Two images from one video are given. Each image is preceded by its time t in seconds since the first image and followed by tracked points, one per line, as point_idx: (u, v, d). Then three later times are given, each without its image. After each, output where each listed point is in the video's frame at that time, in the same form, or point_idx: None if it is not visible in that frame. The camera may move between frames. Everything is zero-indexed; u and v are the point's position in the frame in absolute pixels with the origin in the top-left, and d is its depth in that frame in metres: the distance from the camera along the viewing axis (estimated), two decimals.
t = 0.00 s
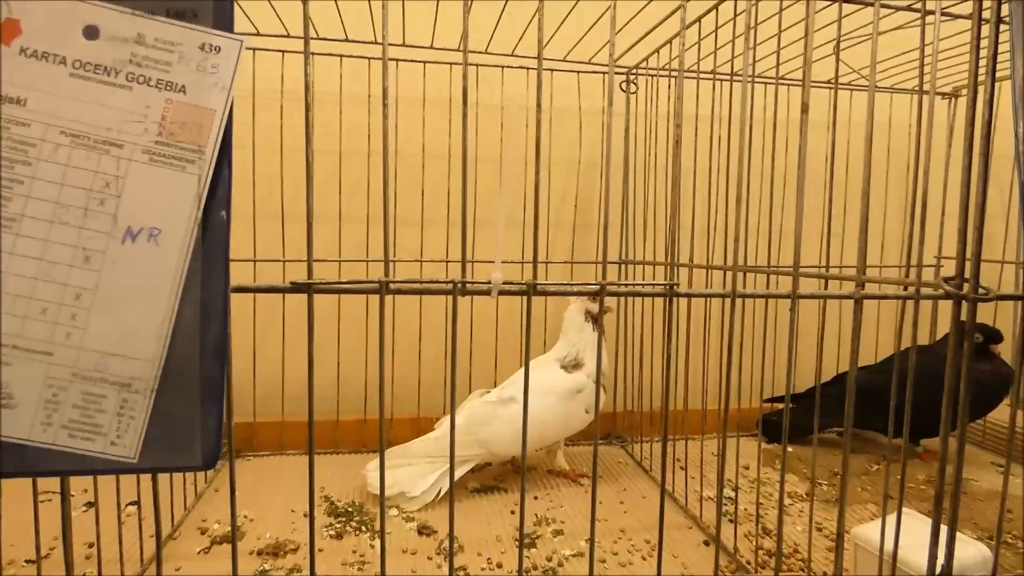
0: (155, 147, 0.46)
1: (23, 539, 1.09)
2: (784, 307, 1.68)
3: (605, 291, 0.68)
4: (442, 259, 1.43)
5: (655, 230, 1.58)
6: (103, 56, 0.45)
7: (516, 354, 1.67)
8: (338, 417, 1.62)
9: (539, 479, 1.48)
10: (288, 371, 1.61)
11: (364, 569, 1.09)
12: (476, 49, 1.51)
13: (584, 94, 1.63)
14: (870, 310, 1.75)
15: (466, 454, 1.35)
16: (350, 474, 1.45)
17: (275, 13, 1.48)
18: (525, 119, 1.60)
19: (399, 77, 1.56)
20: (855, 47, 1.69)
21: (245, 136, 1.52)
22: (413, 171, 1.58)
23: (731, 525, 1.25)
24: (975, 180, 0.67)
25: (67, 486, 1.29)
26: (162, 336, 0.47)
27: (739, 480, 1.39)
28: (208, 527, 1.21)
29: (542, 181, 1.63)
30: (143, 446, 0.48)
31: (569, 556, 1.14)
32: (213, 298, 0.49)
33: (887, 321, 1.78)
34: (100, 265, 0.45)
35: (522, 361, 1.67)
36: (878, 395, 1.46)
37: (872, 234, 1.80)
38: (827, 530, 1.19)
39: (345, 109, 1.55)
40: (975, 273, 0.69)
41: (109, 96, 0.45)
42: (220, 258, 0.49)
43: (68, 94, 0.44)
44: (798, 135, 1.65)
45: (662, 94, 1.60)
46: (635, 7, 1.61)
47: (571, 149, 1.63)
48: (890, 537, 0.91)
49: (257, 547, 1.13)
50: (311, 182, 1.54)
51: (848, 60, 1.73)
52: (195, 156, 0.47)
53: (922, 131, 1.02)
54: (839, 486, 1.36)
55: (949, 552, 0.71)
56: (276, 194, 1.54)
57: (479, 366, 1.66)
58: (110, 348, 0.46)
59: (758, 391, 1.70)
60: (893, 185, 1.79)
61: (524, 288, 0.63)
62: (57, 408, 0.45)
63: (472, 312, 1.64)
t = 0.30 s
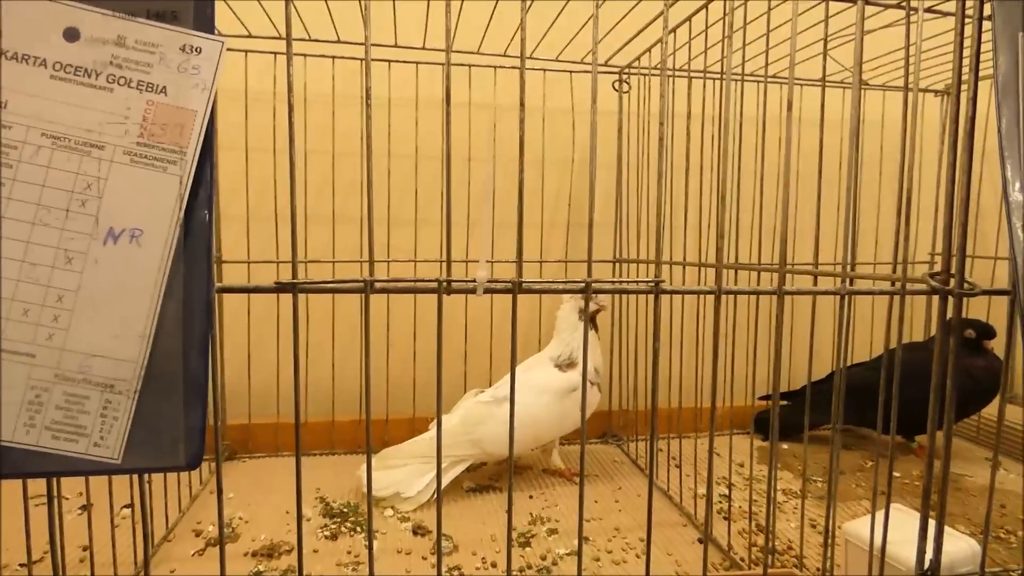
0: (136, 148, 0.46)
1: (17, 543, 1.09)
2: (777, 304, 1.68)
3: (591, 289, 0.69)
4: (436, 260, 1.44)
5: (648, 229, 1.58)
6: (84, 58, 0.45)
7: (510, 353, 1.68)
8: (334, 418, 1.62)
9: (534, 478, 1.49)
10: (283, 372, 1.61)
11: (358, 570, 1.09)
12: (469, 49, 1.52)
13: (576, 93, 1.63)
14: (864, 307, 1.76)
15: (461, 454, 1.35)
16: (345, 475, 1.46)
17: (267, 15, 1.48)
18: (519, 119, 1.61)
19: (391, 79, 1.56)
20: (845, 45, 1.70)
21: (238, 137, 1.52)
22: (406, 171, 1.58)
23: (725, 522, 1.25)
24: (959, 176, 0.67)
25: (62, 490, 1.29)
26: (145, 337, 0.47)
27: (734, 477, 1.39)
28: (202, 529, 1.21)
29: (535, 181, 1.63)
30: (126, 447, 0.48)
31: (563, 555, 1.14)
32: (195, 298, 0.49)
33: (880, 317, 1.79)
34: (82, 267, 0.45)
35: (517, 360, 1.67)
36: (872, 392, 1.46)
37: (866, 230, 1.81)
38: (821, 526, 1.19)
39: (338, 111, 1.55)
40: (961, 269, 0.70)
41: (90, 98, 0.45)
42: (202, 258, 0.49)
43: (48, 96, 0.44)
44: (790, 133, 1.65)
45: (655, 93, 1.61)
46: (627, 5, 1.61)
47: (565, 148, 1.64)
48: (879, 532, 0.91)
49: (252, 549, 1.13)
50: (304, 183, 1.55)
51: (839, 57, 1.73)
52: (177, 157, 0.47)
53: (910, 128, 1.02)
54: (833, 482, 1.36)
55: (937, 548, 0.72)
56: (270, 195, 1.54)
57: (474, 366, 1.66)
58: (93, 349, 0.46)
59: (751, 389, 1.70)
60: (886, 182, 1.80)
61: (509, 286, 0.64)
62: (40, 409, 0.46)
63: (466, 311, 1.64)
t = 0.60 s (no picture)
0: (125, 142, 0.45)
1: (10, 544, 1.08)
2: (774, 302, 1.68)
3: (586, 285, 0.68)
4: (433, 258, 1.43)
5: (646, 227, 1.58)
6: (71, 50, 0.44)
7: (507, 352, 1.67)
8: (331, 417, 1.62)
9: (532, 477, 1.48)
10: (279, 371, 1.61)
11: (354, 569, 1.08)
12: (466, 47, 1.51)
13: (573, 91, 1.63)
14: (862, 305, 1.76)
15: (458, 453, 1.34)
16: (341, 474, 1.45)
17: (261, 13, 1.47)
18: (515, 117, 1.60)
19: (387, 77, 1.55)
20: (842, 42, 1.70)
21: (234, 135, 1.51)
22: (403, 170, 1.58)
23: (722, 521, 1.24)
24: (956, 173, 0.67)
25: (57, 489, 1.28)
26: (134, 334, 0.47)
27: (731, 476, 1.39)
28: (198, 529, 1.20)
29: (532, 179, 1.62)
30: (115, 445, 0.47)
31: (560, 554, 1.14)
32: (185, 293, 0.48)
33: (878, 316, 1.79)
34: (70, 262, 0.45)
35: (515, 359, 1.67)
36: (870, 391, 1.46)
37: (864, 229, 1.80)
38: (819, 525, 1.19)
39: (334, 110, 1.55)
40: (959, 266, 0.70)
41: (78, 91, 0.44)
42: (193, 253, 0.48)
43: (35, 89, 0.44)
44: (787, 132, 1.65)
45: (651, 91, 1.60)
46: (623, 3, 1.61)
47: (562, 146, 1.63)
48: (877, 530, 0.91)
49: (247, 549, 1.12)
50: (300, 182, 1.54)
51: (836, 55, 1.73)
52: (166, 151, 0.46)
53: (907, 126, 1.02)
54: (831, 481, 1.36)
55: (936, 547, 0.71)
56: (265, 194, 1.53)
57: (471, 364, 1.66)
58: (82, 346, 0.45)
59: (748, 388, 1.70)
60: (884, 180, 1.80)
61: (504, 282, 0.64)
62: (28, 407, 0.45)
63: (463, 309, 1.63)
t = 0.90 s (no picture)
0: (115, 138, 0.45)
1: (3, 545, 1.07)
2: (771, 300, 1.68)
3: (582, 282, 0.68)
4: (429, 257, 1.43)
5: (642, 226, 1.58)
6: (61, 46, 0.44)
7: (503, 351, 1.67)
8: (327, 417, 1.61)
9: (528, 476, 1.48)
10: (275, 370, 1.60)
11: (349, 569, 1.08)
12: (461, 45, 1.51)
13: (569, 89, 1.63)
14: (858, 303, 1.76)
15: (453, 452, 1.34)
16: (337, 474, 1.44)
17: (256, 11, 1.47)
18: (512, 115, 1.60)
19: (383, 75, 1.55)
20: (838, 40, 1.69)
21: (228, 134, 1.50)
22: (399, 168, 1.57)
23: (718, 519, 1.24)
24: (953, 171, 0.67)
25: (50, 489, 1.28)
26: (125, 332, 0.46)
27: (727, 475, 1.39)
28: (192, 529, 1.19)
29: (529, 177, 1.62)
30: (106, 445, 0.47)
31: (556, 552, 1.14)
32: (176, 291, 0.48)
33: (874, 314, 1.79)
34: (60, 260, 0.44)
35: (511, 358, 1.66)
36: (866, 389, 1.46)
37: (860, 227, 1.81)
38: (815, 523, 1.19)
39: (329, 108, 1.54)
40: (955, 263, 0.70)
41: (68, 87, 0.44)
42: (184, 251, 0.48)
43: (25, 85, 0.43)
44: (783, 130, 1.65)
45: (647, 89, 1.60)
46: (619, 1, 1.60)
47: (557, 144, 1.63)
48: (873, 529, 0.91)
49: (242, 549, 1.12)
50: (296, 180, 1.54)
51: (831, 53, 1.73)
52: (157, 148, 0.46)
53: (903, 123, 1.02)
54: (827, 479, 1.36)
55: (932, 544, 0.71)
56: (260, 192, 1.53)
57: (467, 363, 1.65)
58: (72, 345, 0.45)
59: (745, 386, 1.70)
60: (880, 177, 1.80)
61: (499, 280, 0.63)
62: (18, 406, 0.44)
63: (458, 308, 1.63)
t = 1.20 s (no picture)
0: (105, 139, 0.45)
1: None
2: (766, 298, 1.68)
3: (577, 280, 0.68)
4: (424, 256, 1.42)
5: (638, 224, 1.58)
6: (50, 46, 0.43)
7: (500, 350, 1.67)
8: (324, 417, 1.61)
9: (525, 475, 1.48)
10: (271, 371, 1.60)
11: (346, 569, 1.07)
12: (456, 44, 1.51)
13: (564, 87, 1.62)
14: (854, 300, 1.76)
15: (450, 452, 1.34)
16: (333, 474, 1.44)
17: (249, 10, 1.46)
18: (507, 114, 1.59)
19: (377, 74, 1.54)
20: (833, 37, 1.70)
21: (223, 134, 1.50)
22: (394, 168, 1.57)
23: (715, 517, 1.24)
24: (947, 168, 0.67)
25: (46, 491, 1.27)
26: (117, 333, 0.46)
27: (724, 473, 1.39)
28: (189, 530, 1.19)
29: (524, 176, 1.62)
30: (98, 446, 0.47)
31: (553, 551, 1.13)
32: (167, 292, 0.48)
33: (870, 311, 1.79)
34: (50, 261, 0.44)
35: (508, 357, 1.66)
36: (862, 386, 1.46)
37: (856, 224, 1.81)
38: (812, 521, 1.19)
39: (324, 108, 1.54)
40: (950, 261, 0.70)
41: (56, 88, 0.44)
42: (175, 251, 0.48)
43: (14, 86, 0.43)
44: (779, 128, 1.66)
45: (642, 87, 1.60)
46: None
47: (552, 143, 1.63)
48: (870, 526, 0.91)
49: (239, 549, 1.12)
50: (291, 180, 1.54)
51: (825, 51, 1.73)
52: (147, 148, 0.46)
53: (898, 121, 1.02)
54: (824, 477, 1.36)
55: (928, 542, 0.71)
56: (256, 193, 1.52)
57: (463, 362, 1.65)
58: (63, 346, 0.45)
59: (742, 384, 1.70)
60: (875, 175, 1.80)
61: (493, 279, 0.63)
62: (9, 408, 0.44)
63: (455, 308, 1.63)
